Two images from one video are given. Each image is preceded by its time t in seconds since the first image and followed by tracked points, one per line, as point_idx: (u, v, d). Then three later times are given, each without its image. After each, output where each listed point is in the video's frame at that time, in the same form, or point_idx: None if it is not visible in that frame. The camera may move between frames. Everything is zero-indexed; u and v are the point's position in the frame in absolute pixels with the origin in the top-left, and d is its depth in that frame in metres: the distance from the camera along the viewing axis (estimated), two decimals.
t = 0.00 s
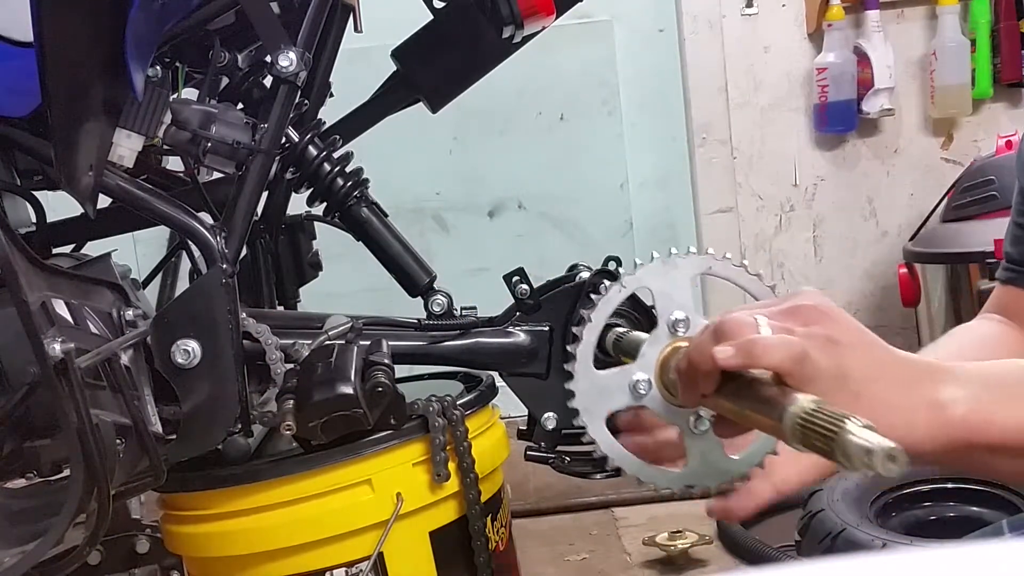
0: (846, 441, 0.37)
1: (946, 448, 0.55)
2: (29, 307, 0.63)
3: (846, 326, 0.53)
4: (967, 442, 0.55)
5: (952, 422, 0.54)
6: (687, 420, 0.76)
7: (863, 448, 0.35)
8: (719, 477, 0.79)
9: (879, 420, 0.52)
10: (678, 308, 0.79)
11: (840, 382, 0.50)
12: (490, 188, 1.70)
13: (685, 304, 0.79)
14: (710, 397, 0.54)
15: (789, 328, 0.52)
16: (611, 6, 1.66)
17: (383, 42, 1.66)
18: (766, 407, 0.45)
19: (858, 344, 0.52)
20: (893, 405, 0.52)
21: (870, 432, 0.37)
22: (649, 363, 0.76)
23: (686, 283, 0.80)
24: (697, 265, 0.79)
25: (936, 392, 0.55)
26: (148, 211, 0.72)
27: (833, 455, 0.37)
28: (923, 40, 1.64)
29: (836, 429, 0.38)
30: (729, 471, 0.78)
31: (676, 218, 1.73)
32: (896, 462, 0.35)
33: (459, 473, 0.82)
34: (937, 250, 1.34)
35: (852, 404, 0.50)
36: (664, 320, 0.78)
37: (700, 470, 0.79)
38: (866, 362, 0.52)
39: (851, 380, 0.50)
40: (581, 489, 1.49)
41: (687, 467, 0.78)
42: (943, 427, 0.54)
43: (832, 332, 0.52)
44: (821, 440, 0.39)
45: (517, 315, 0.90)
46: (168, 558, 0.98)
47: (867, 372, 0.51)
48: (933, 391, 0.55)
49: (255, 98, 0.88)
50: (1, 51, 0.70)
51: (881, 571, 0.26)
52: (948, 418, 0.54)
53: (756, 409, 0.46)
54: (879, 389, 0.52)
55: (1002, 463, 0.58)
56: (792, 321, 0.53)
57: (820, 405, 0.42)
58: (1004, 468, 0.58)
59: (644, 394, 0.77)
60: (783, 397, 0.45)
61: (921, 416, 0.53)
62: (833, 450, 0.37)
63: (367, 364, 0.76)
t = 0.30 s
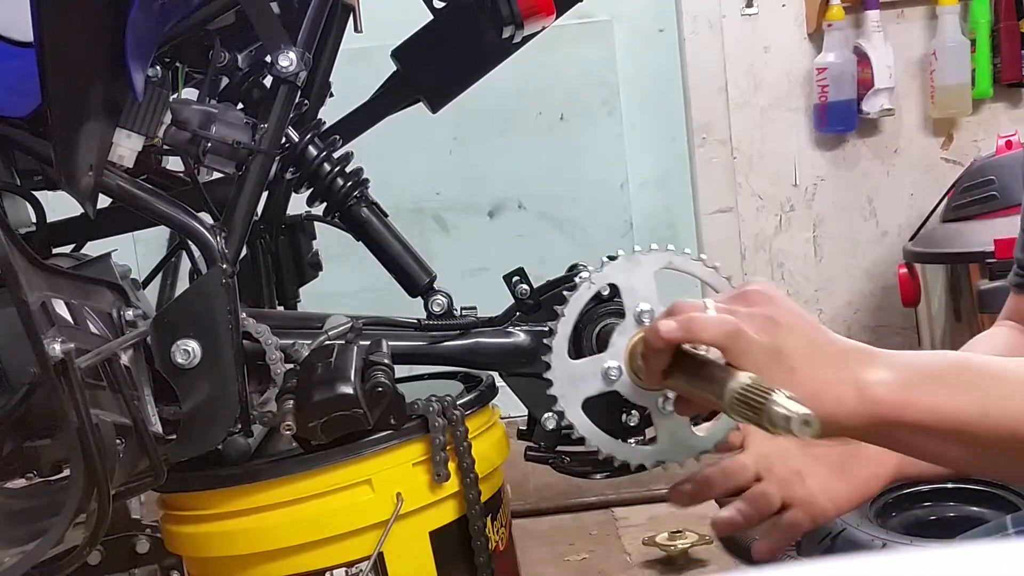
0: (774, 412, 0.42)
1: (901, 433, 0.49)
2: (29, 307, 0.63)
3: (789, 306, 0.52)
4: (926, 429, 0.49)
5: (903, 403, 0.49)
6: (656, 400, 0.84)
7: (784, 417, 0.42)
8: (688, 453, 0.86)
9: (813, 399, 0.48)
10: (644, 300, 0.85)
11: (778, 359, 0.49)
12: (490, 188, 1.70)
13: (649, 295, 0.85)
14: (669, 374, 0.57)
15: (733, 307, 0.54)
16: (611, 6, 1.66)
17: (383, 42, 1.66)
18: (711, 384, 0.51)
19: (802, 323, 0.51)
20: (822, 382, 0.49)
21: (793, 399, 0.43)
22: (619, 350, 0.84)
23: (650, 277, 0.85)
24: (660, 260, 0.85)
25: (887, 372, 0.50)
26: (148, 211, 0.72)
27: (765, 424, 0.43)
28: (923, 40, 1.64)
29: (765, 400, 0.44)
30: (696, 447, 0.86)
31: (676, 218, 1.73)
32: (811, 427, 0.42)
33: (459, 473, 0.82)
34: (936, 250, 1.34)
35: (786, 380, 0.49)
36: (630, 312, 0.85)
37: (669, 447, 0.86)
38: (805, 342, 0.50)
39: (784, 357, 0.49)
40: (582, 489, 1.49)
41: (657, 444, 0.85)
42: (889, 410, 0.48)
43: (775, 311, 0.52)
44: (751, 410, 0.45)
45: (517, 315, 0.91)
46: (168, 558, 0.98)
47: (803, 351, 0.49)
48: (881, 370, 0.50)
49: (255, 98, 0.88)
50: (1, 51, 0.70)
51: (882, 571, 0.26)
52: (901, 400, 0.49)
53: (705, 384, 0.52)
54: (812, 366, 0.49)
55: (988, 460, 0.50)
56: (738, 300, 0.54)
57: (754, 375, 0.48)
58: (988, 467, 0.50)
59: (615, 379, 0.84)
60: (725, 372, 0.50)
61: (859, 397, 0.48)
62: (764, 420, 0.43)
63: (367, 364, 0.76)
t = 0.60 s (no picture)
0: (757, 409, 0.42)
1: (894, 419, 0.49)
2: (29, 307, 0.63)
3: (765, 308, 0.57)
4: (919, 417, 0.48)
5: (892, 387, 0.48)
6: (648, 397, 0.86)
7: (766, 414, 0.41)
8: (678, 448, 0.88)
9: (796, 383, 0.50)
10: (635, 299, 0.86)
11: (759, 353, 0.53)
12: (489, 188, 1.70)
13: (640, 294, 0.87)
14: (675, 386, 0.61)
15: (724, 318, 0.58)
16: (611, 6, 1.66)
17: (383, 42, 1.66)
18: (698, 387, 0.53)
19: (786, 320, 0.55)
20: (806, 367, 0.50)
21: (779, 399, 0.43)
22: (611, 348, 0.85)
23: (641, 277, 0.87)
24: (651, 261, 0.87)
25: (878, 358, 0.50)
26: (148, 211, 0.72)
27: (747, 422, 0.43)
28: (923, 40, 1.64)
29: (751, 399, 0.43)
30: (686, 443, 0.88)
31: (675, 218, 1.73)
32: (793, 425, 0.41)
33: (459, 473, 0.82)
34: (937, 251, 1.34)
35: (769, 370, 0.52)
36: (622, 311, 0.86)
37: (661, 443, 0.88)
38: (796, 338, 0.52)
39: (775, 353, 0.52)
40: (582, 489, 1.49)
41: (650, 440, 0.88)
42: (877, 394, 0.48)
43: (749, 314, 0.57)
44: (737, 408, 0.44)
45: (517, 315, 0.91)
46: (168, 558, 0.98)
47: (793, 346, 0.52)
48: (870, 357, 0.50)
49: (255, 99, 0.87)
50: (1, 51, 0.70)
51: (881, 571, 0.26)
52: (891, 385, 0.48)
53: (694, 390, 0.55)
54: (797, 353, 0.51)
55: (989, 451, 0.47)
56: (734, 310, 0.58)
57: (742, 376, 0.48)
58: (992, 458, 0.47)
59: (607, 376, 0.85)
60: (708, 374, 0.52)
61: (847, 381, 0.49)
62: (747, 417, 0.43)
63: (367, 364, 0.76)
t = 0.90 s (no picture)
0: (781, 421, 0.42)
1: (895, 394, 0.52)
2: (30, 308, 0.63)
3: (731, 291, 0.56)
4: (920, 391, 0.51)
5: (897, 362, 0.51)
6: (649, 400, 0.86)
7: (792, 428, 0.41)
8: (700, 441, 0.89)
9: (798, 360, 0.52)
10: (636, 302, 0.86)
11: (730, 341, 0.53)
12: (489, 188, 1.70)
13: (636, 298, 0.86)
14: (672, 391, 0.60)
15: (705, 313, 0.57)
16: (611, 6, 1.66)
17: (383, 42, 1.66)
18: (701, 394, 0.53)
19: (771, 310, 0.54)
20: (808, 347, 0.52)
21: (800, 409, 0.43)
22: (618, 357, 0.84)
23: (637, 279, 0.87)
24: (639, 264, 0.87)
25: (882, 334, 0.53)
26: (149, 211, 0.72)
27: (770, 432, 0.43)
28: (923, 40, 1.64)
29: (772, 408, 0.44)
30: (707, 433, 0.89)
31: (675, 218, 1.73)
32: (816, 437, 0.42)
33: (459, 473, 0.82)
34: (936, 251, 1.34)
35: (761, 355, 0.53)
36: (620, 316, 0.85)
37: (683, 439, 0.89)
38: (790, 324, 0.53)
39: (769, 343, 0.53)
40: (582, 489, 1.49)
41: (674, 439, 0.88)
42: (880, 368, 0.52)
43: (715, 300, 0.56)
44: (757, 418, 0.45)
45: (517, 315, 0.91)
46: (168, 558, 0.98)
47: (790, 332, 0.53)
48: (873, 333, 0.53)
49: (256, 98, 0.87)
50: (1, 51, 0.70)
51: (881, 571, 0.26)
52: (896, 361, 0.51)
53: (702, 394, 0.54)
54: (792, 330, 0.53)
55: (986, 431, 0.51)
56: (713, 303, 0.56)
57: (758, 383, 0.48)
58: (987, 438, 0.51)
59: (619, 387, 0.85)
60: (720, 377, 0.52)
61: (852, 355, 0.52)
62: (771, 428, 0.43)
63: (367, 364, 0.76)
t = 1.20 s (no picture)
0: (777, 430, 0.42)
1: (883, 392, 0.52)
2: (30, 308, 0.63)
3: (720, 295, 0.57)
4: (909, 389, 0.51)
5: (885, 358, 0.52)
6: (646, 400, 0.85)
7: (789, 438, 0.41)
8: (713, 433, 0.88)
9: (784, 358, 0.53)
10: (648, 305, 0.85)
11: (715, 345, 0.54)
12: (489, 188, 1.70)
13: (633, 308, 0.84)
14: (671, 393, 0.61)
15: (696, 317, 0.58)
16: (611, 6, 1.66)
17: (383, 42, 1.66)
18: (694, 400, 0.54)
19: (759, 314, 0.55)
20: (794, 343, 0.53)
21: (798, 419, 0.43)
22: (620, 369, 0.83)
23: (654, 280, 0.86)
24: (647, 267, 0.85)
25: (871, 330, 0.53)
26: (149, 212, 0.72)
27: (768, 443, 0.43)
28: (923, 40, 1.64)
29: (770, 419, 0.43)
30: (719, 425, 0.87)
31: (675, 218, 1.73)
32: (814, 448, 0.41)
33: (459, 473, 0.82)
34: (935, 251, 1.34)
35: (747, 355, 0.54)
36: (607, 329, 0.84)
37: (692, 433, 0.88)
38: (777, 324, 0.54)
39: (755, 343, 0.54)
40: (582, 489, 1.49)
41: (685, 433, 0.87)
42: (868, 364, 0.52)
43: (701, 301, 0.57)
44: (756, 428, 0.44)
45: (517, 316, 0.91)
46: (168, 558, 0.98)
47: (776, 332, 0.54)
48: (863, 331, 0.53)
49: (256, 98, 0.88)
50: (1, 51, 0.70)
51: (881, 571, 0.26)
52: (883, 357, 0.52)
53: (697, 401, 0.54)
54: (780, 329, 0.54)
55: (979, 432, 0.50)
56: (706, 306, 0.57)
57: (756, 391, 0.48)
58: (976, 440, 0.51)
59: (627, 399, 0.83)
60: (716, 382, 0.52)
61: (838, 350, 0.53)
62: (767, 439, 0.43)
63: (367, 364, 0.76)
